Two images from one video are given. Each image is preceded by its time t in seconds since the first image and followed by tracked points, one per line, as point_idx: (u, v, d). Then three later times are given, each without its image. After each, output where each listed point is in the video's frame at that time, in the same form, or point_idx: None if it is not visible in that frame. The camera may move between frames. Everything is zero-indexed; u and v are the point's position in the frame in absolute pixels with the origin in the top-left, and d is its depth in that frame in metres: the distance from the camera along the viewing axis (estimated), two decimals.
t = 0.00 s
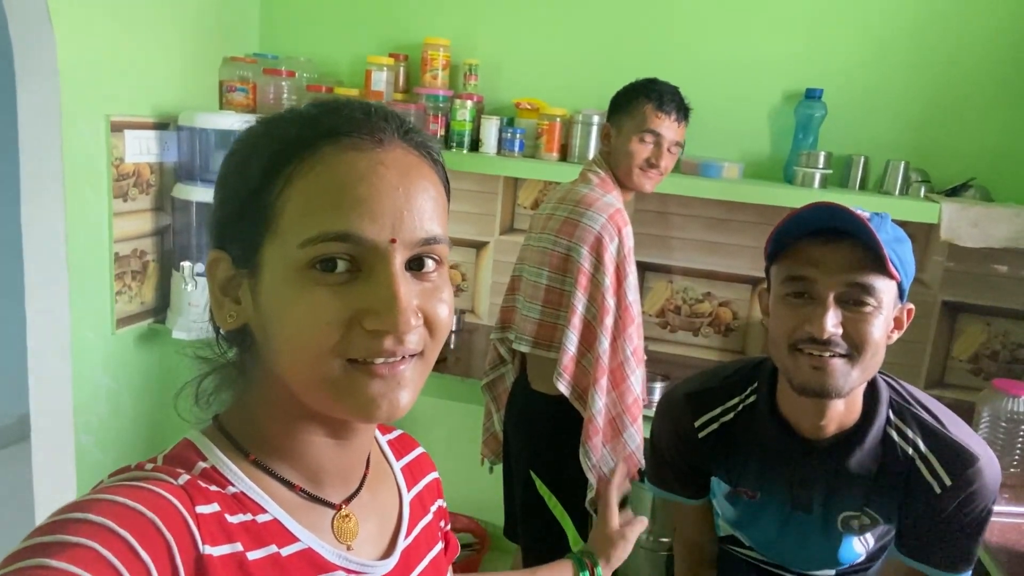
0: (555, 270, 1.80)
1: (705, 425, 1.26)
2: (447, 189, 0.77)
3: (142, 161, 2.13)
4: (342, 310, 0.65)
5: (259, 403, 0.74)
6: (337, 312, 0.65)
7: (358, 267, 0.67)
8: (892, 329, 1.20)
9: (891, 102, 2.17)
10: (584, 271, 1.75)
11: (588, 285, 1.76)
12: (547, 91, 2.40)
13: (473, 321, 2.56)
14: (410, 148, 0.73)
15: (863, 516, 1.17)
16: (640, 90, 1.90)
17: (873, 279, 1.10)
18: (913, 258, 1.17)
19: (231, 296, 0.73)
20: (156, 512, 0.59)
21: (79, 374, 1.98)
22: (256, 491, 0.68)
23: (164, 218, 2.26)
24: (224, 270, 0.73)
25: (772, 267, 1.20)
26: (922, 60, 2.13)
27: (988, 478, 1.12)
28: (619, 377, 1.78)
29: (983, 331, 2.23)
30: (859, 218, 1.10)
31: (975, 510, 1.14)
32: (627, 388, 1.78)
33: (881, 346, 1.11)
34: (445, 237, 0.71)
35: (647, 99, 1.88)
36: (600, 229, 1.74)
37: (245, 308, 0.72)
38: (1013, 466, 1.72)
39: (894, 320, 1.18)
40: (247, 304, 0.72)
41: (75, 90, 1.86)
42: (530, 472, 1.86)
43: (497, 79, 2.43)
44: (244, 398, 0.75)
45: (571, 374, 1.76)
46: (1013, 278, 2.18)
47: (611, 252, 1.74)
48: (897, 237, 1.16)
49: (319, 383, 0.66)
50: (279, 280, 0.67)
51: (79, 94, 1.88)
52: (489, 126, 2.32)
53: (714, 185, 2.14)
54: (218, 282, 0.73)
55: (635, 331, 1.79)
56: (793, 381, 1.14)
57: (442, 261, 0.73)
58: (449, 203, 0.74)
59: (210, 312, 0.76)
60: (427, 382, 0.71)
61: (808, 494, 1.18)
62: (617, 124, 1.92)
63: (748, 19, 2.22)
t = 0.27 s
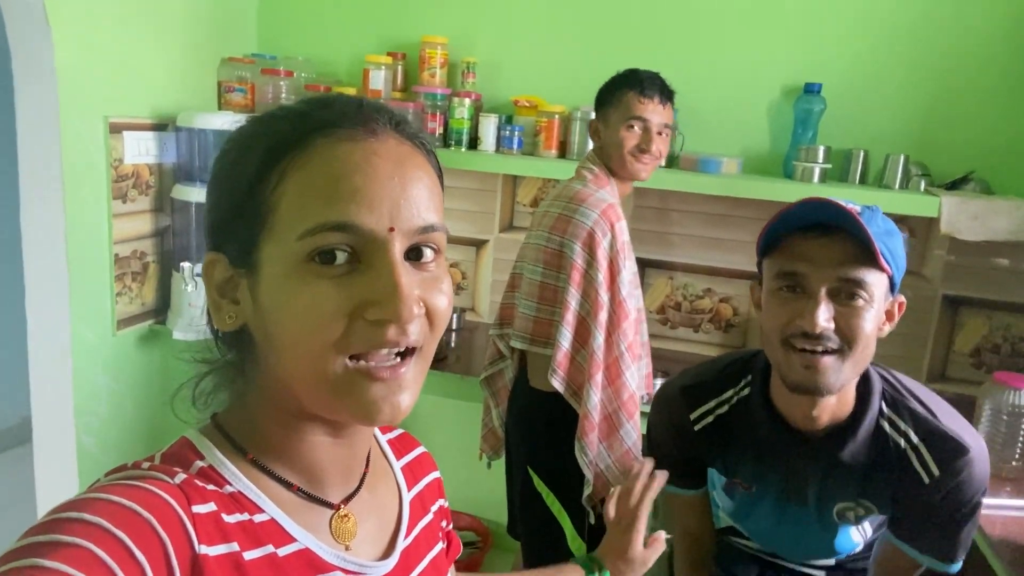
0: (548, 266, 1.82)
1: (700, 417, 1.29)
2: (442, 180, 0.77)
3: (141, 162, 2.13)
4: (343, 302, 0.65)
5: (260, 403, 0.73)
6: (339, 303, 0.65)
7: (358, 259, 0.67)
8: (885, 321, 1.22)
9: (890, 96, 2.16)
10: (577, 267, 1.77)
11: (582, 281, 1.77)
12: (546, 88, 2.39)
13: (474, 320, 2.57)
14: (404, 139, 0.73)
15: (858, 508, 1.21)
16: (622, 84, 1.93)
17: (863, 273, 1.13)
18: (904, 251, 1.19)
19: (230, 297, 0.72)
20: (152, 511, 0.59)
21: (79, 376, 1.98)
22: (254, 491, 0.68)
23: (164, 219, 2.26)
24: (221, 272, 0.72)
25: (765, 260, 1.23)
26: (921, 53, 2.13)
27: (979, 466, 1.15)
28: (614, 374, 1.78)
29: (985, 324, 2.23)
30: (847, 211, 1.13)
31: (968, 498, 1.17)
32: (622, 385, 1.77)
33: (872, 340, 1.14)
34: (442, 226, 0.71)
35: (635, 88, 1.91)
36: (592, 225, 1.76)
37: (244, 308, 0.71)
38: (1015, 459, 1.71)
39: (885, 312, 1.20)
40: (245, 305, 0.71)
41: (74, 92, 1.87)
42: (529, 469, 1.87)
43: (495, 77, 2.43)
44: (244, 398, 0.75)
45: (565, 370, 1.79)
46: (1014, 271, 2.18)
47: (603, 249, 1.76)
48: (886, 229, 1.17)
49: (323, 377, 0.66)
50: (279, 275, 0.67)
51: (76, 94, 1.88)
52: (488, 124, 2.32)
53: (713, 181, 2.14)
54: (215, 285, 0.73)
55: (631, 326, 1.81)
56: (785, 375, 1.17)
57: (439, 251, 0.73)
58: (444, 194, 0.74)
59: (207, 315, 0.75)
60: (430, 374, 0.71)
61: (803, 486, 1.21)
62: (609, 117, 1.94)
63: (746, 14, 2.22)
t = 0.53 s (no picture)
0: (542, 263, 1.85)
1: (691, 404, 1.35)
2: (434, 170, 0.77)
3: (135, 163, 2.13)
4: (343, 291, 0.65)
5: (270, 403, 0.73)
6: (338, 293, 0.65)
7: (355, 249, 0.67)
8: (867, 304, 1.29)
9: (884, 91, 2.17)
10: (569, 263, 1.80)
11: (574, 277, 1.81)
12: (540, 85, 2.39)
13: (470, 318, 2.56)
14: (389, 130, 0.73)
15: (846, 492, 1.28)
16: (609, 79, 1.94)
17: (847, 255, 1.19)
18: (886, 234, 1.25)
19: (240, 306, 0.72)
20: (162, 510, 0.59)
21: (75, 378, 1.98)
22: (260, 491, 0.68)
23: (158, 220, 2.26)
24: (230, 284, 0.73)
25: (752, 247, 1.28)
26: (915, 47, 2.13)
27: (961, 446, 1.23)
28: (607, 368, 1.83)
29: (980, 318, 2.24)
30: (832, 195, 1.19)
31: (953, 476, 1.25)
32: (616, 379, 1.83)
33: (856, 320, 1.20)
34: (436, 210, 0.72)
35: (623, 86, 1.92)
36: (583, 221, 1.78)
37: (256, 316, 0.71)
38: (1010, 452, 1.72)
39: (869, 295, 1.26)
40: (256, 312, 0.71)
41: (67, 92, 1.86)
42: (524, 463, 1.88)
43: (489, 74, 2.43)
44: (254, 399, 0.74)
45: (559, 366, 1.82)
46: (1009, 265, 2.19)
47: (596, 244, 1.79)
48: (870, 213, 1.24)
49: (331, 368, 0.66)
50: (281, 275, 0.67)
51: (69, 95, 1.87)
52: (482, 122, 2.32)
53: (708, 177, 2.14)
54: (226, 297, 0.73)
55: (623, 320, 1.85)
56: (773, 358, 1.22)
57: (438, 237, 0.73)
58: (437, 182, 0.75)
59: (224, 328, 0.75)
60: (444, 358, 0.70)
61: (794, 471, 1.28)
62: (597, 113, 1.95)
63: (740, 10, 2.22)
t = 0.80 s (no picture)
0: (545, 262, 1.85)
1: (697, 399, 1.34)
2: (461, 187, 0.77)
3: (143, 167, 2.14)
4: (351, 306, 0.66)
5: (269, 403, 0.74)
6: (347, 308, 0.66)
7: (368, 263, 0.67)
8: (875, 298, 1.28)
9: (891, 86, 2.15)
10: (573, 261, 1.81)
11: (579, 275, 1.81)
12: (545, 85, 2.39)
13: (478, 318, 2.56)
14: (422, 144, 0.72)
15: (854, 488, 1.28)
16: (613, 77, 1.96)
17: (854, 251, 1.18)
18: (893, 228, 1.24)
19: (246, 297, 0.73)
20: (155, 512, 0.59)
21: (84, 380, 1.99)
22: (257, 492, 0.68)
23: (167, 223, 2.27)
24: (239, 273, 0.73)
25: (757, 241, 1.27)
26: (921, 42, 2.12)
27: (969, 440, 1.22)
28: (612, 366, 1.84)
29: (990, 314, 2.22)
30: (838, 189, 1.17)
31: (962, 471, 1.24)
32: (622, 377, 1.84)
33: (863, 316, 1.19)
34: (458, 233, 0.71)
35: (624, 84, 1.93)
36: (587, 219, 1.79)
37: (260, 310, 0.72)
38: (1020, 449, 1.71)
39: (877, 288, 1.25)
40: (261, 305, 0.72)
41: (75, 98, 1.88)
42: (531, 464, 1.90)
43: (494, 74, 2.43)
44: (254, 394, 0.75)
45: (565, 365, 1.82)
46: (1019, 261, 2.16)
47: (600, 241, 1.80)
48: (878, 208, 1.22)
49: (330, 379, 0.66)
50: (289, 277, 0.68)
51: (76, 100, 1.89)
52: (487, 122, 2.32)
53: (713, 175, 2.13)
54: (234, 286, 0.73)
55: (628, 318, 1.86)
56: (780, 353, 1.21)
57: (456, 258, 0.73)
58: (463, 200, 0.74)
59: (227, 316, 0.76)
60: (442, 381, 0.71)
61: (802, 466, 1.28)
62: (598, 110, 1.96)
63: (745, 7, 2.21)
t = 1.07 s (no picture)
0: (542, 259, 1.87)
1: (698, 387, 1.35)
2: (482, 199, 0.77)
3: (144, 168, 2.16)
4: (357, 316, 0.66)
5: (268, 393, 0.74)
6: (353, 318, 0.66)
7: (380, 274, 0.67)
8: (876, 284, 1.29)
9: (888, 82, 2.15)
10: (570, 258, 1.82)
11: (576, 272, 1.82)
12: (543, 84, 2.40)
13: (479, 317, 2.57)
14: (450, 157, 0.72)
15: (853, 477, 1.28)
16: (613, 75, 1.95)
17: (857, 236, 1.18)
18: (895, 214, 1.24)
19: (255, 286, 0.73)
20: (148, 497, 0.59)
21: (87, 380, 2.00)
22: (251, 480, 0.69)
23: (168, 224, 2.28)
24: (250, 258, 0.73)
25: (759, 228, 1.28)
26: (918, 37, 2.12)
27: (969, 426, 1.23)
28: (610, 363, 1.85)
29: (990, 309, 2.21)
30: (844, 173, 1.18)
31: (961, 457, 1.24)
32: (619, 373, 1.84)
33: (865, 302, 1.19)
34: (475, 253, 0.72)
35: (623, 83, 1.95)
36: (584, 215, 1.80)
37: (267, 299, 0.72)
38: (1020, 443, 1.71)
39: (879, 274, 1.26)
40: (268, 295, 0.72)
41: (75, 100, 1.89)
42: (529, 462, 1.94)
43: (493, 74, 2.44)
44: (253, 381, 0.76)
45: (563, 361, 1.83)
46: (1018, 256, 2.16)
47: (597, 237, 1.81)
48: (879, 194, 1.23)
49: (326, 386, 0.67)
50: (299, 277, 0.68)
51: (77, 101, 1.90)
52: (486, 121, 2.33)
53: (711, 172, 2.14)
54: (245, 270, 0.73)
55: (626, 315, 1.86)
56: (783, 338, 1.22)
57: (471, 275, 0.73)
58: (483, 216, 0.74)
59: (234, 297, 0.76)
60: (433, 398, 0.72)
61: (801, 454, 1.28)
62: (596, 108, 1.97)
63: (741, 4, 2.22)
